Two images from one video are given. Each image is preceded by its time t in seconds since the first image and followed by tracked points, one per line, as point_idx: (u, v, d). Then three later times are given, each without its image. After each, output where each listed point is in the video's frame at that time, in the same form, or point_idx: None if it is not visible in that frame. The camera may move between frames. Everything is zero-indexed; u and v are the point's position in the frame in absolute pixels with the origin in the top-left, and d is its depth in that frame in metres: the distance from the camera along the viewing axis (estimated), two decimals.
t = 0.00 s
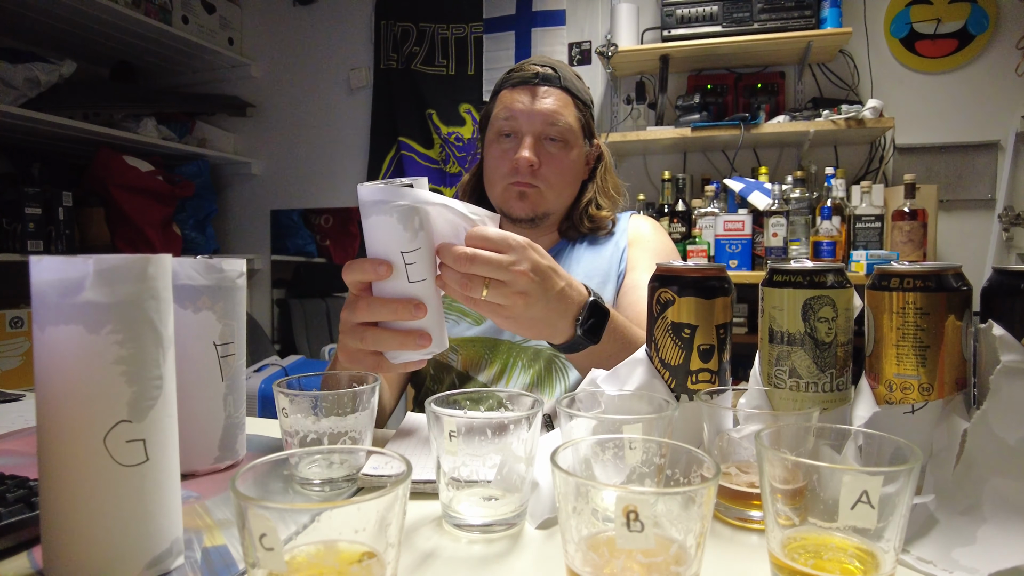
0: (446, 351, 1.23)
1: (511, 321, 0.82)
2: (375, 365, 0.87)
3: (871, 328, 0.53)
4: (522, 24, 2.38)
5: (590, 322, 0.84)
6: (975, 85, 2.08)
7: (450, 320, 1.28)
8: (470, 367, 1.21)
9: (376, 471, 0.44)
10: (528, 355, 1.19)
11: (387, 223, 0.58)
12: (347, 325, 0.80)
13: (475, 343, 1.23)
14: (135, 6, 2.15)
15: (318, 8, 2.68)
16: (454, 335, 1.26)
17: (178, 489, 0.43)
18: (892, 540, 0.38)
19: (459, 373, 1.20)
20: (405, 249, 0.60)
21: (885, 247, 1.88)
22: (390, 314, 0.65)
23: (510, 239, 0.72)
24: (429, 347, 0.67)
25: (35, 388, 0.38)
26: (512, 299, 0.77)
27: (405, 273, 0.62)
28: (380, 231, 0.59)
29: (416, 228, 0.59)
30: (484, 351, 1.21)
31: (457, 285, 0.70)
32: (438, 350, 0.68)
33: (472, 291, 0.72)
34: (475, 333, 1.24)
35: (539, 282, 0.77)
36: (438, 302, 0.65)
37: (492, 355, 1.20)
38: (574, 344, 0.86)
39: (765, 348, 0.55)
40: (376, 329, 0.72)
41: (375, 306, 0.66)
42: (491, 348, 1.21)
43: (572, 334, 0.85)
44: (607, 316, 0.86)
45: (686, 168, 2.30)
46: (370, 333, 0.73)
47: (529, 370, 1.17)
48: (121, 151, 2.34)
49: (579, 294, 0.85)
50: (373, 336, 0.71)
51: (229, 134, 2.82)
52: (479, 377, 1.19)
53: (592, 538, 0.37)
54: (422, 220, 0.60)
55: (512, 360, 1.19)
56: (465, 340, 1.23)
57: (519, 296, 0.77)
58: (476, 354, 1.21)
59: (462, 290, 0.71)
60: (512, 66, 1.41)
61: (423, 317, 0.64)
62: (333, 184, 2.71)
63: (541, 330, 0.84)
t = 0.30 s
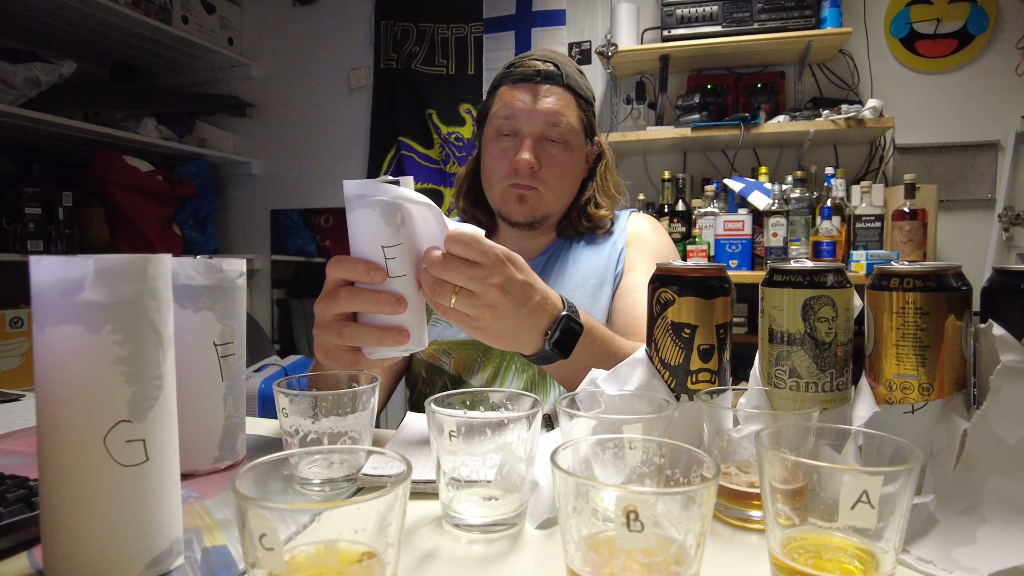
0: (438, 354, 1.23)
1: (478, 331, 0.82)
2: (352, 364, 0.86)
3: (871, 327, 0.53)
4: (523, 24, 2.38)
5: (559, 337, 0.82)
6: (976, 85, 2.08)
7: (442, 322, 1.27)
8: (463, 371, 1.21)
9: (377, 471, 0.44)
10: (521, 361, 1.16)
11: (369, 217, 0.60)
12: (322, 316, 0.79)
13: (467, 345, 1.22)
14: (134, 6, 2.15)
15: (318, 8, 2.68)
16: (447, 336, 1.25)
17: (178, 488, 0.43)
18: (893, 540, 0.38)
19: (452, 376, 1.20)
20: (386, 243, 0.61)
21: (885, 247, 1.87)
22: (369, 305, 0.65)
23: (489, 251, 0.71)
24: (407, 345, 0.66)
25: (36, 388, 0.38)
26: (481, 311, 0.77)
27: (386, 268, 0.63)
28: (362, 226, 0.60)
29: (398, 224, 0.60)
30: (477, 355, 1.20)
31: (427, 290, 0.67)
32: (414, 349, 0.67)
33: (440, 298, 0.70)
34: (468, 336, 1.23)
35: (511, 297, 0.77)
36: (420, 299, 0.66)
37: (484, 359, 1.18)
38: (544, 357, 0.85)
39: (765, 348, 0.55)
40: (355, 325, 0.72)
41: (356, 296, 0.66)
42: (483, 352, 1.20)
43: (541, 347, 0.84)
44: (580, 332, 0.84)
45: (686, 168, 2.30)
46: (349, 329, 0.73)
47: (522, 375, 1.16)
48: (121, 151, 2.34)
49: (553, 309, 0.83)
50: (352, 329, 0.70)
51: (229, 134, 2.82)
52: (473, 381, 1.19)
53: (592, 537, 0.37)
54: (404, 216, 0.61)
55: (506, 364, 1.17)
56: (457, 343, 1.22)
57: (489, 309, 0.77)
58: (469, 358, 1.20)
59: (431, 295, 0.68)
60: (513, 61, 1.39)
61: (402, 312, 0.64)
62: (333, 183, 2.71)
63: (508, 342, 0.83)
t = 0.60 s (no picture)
0: (436, 358, 1.22)
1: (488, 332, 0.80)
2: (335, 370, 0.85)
3: (871, 327, 0.53)
4: (523, 24, 2.38)
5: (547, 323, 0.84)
6: (976, 85, 2.08)
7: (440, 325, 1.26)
8: (461, 374, 1.20)
9: (377, 471, 0.44)
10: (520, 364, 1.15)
11: (369, 228, 0.60)
12: (315, 325, 0.80)
13: (465, 349, 1.21)
14: (135, 6, 2.15)
15: (318, 7, 2.68)
16: (444, 340, 1.24)
17: (178, 488, 0.43)
18: (893, 540, 0.38)
19: (450, 380, 1.20)
20: (381, 256, 0.62)
21: (885, 247, 1.88)
22: (359, 316, 0.65)
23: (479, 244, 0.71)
24: (395, 360, 0.66)
25: (36, 388, 0.38)
26: (494, 306, 0.75)
27: (379, 282, 0.63)
28: (360, 235, 0.61)
29: (395, 237, 0.61)
30: (475, 359, 1.19)
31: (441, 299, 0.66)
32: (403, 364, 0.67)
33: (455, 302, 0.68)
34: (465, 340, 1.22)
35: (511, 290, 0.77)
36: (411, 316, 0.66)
37: (482, 363, 1.17)
38: (534, 348, 0.86)
39: (765, 348, 0.55)
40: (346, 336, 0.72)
41: (347, 306, 0.66)
42: (481, 355, 1.18)
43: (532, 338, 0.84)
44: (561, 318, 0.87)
45: (686, 168, 2.30)
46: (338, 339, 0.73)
47: (521, 379, 1.14)
48: (121, 151, 2.34)
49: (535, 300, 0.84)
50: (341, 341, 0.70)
51: (229, 134, 2.82)
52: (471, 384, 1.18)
53: (592, 537, 0.37)
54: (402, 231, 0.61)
55: (504, 368, 1.16)
56: (455, 346, 1.21)
57: (500, 302, 0.75)
58: (467, 362, 1.19)
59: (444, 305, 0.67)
60: (513, 57, 1.35)
61: (391, 327, 0.64)
62: (334, 184, 2.71)
63: (509, 336, 0.82)
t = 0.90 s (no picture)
0: (436, 360, 1.20)
1: (465, 357, 0.78)
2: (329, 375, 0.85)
3: (871, 328, 0.53)
4: (523, 24, 2.39)
5: (527, 341, 0.79)
6: (975, 85, 2.08)
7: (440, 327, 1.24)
8: (461, 377, 1.18)
9: (377, 471, 0.44)
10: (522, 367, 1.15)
11: (365, 232, 0.64)
12: (320, 333, 0.78)
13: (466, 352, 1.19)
14: (135, 6, 2.15)
15: (317, 7, 2.68)
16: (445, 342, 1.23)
17: (178, 489, 0.43)
18: (893, 540, 0.38)
19: (450, 382, 1.19)
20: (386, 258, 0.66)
21: (885, 247, 1.88)
22: (377, 318, 0.71)
23: (476, 273, 0.69)
24: (416, 355, 0.73)
25: (35, 389, 0.38)
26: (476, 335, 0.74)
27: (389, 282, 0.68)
28: (355, 239, 0.65)
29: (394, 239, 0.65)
30: (476, 362, 1.18)
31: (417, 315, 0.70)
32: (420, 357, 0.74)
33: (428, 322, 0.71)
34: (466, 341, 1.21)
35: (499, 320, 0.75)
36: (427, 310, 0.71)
37: (482, 367, 1.17)
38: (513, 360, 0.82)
39: (765, 348, 0.55)
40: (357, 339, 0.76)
41: (366, 309, 0.72)
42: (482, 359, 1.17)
43: (509, 353, 0.80)
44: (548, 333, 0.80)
45: (686, 168, 2.30)
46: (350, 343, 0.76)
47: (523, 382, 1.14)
48: (121, 151, 2.34)
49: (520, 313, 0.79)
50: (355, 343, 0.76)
51: (229, 134, 2.82)
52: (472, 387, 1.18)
53: (592, 537, 0.37)
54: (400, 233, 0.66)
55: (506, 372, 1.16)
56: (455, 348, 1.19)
57: (483, 332, 0.74)
58: (468, 365, 1.18)
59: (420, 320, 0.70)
60: (518, 53, 1.33)
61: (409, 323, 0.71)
62: (334, 184, 2.71)
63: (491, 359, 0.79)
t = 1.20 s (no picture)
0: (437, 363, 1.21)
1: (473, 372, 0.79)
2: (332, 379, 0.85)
3: (871, 327, 0.53)
4: (523, 24, 2.39)
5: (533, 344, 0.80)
6: (975, 85, 2.08)
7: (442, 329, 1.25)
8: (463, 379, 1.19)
9: (377, 471, 0.44)
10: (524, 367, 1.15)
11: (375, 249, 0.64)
12: (321, 345, 0.78)
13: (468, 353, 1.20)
14: (135, 6, 2.15)
15: (317, 7, 2.68)
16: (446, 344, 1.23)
17: (178, 489, 0.43)
18: (893, 540, 0.38)
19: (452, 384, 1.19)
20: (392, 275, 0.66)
21: (885, 247, 1.88)
22: (383, 334, 0.70)
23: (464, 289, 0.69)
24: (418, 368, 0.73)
25: (35, 389, 0.38)
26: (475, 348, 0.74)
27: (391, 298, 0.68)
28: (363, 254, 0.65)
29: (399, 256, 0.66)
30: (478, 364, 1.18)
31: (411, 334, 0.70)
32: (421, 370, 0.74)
33: (425, 344, 0.73)
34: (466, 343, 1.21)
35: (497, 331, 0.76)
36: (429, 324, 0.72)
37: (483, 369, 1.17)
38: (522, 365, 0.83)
39: (765, 348, 0.55)
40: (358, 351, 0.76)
41: (371, 326, 0.70)
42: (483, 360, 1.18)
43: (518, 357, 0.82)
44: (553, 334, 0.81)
45: (686, 168, 2.30)
46: (351, 355, 0.76)
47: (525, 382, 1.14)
48: (121, 151, 2.34)
49: (525, 317, 0.80)
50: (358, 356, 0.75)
51: (229, 134, 2.82)
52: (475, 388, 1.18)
53: (592, 537, 0.37)
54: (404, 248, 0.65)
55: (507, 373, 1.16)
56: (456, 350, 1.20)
57: (481, 345, 0.74)
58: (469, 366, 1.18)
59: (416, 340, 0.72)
60: (526, 50, 1.33)
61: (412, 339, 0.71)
62: (334, 184, 2.71)
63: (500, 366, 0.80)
